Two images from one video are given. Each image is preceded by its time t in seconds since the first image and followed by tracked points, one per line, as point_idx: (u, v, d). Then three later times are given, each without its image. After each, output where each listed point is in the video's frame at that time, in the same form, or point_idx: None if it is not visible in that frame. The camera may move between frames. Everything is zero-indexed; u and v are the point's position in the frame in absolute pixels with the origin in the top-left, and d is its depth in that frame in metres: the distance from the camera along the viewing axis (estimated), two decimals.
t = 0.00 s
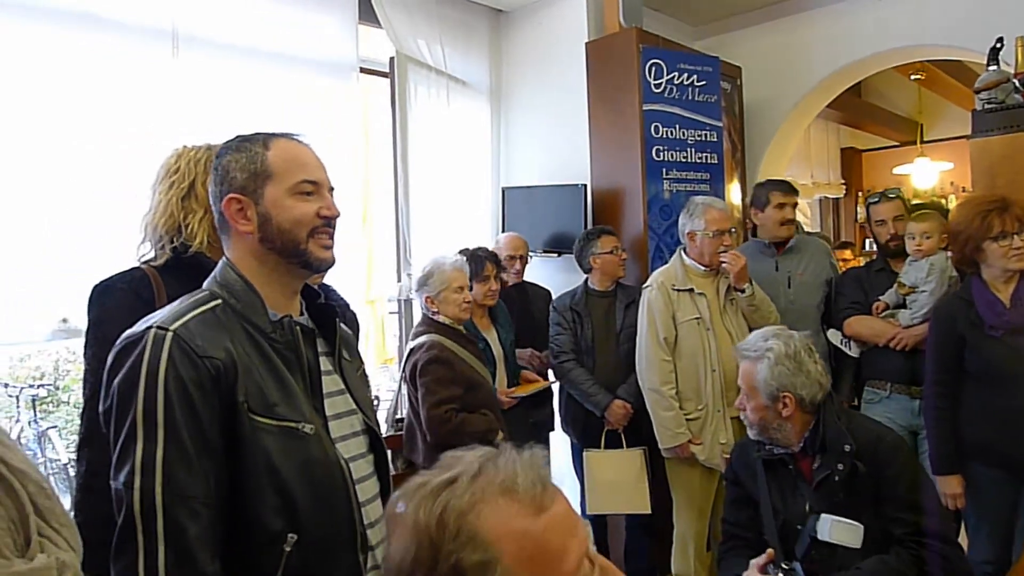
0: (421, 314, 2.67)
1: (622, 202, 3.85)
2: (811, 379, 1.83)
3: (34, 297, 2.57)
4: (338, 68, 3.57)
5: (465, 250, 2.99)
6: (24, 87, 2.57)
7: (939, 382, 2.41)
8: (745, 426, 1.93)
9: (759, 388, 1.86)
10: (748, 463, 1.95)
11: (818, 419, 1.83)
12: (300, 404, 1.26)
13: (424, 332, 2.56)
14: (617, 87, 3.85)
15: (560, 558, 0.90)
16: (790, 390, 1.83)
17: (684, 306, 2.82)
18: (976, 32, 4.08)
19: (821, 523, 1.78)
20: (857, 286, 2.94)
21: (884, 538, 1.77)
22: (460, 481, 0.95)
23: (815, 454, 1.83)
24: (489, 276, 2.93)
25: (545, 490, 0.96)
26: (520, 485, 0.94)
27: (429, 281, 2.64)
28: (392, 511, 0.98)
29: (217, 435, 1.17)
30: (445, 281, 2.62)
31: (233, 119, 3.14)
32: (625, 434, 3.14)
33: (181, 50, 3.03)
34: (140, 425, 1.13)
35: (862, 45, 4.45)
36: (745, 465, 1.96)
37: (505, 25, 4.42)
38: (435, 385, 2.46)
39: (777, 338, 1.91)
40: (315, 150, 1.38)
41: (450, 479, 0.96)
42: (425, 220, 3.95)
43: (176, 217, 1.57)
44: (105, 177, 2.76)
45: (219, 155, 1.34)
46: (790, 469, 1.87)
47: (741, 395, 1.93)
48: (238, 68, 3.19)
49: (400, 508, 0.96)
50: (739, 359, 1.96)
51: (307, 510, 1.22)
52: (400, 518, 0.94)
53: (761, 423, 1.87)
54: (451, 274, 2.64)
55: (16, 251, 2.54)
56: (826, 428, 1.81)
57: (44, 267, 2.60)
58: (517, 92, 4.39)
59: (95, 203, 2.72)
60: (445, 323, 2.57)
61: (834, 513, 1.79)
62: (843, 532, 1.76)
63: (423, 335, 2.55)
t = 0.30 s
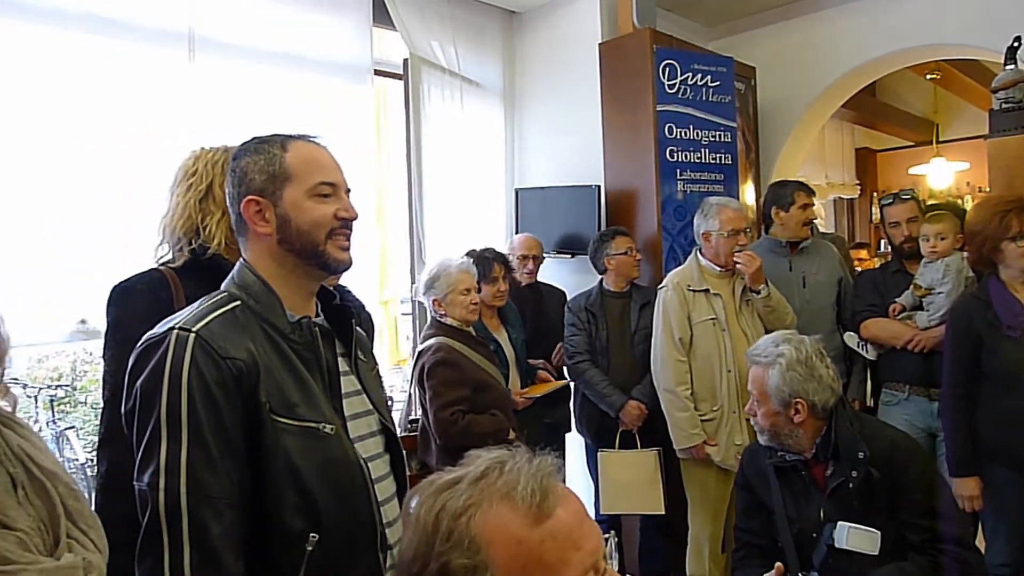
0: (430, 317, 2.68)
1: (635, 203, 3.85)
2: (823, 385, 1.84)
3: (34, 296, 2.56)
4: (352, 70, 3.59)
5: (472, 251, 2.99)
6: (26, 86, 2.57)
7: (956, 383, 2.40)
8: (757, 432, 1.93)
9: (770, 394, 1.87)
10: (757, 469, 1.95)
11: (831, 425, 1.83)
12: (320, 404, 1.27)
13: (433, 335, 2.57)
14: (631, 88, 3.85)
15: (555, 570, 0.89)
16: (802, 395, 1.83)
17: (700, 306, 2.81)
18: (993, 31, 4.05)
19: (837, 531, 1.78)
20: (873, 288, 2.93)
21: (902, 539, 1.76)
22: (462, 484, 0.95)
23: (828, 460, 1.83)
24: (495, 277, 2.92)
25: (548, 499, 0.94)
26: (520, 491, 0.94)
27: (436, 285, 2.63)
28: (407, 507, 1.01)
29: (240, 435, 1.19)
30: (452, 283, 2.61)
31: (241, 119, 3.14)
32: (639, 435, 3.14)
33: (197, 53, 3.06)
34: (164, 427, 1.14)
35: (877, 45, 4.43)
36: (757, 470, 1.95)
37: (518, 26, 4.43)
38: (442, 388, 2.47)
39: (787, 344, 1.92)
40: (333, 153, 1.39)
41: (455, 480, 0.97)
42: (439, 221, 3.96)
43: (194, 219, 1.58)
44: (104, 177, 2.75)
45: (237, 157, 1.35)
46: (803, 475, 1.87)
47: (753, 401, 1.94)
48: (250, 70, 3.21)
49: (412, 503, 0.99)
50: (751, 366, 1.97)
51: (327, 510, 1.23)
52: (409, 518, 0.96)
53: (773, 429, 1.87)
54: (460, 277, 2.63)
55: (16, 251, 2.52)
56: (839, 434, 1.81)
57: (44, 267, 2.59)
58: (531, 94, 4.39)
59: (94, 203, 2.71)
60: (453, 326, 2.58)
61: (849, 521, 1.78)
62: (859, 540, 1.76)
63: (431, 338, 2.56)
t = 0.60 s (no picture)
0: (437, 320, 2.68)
1: (646, 205, 3.85)
2: (830, 391, 1.82)
3: (34, 296, 2.56)
4: (362, 71, 3.60)
5: (486, 254, 2.99)
6: (26, 86, 2.56)
7: (970, 386, 2.39)
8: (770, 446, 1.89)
9: (779, 406, 1.83)
10: (767, 477, 1.93)
11: (842, 432, 1.82)
12: (332, 405, 1.27)
13: (440, 338, 2.58)
14: (642, 88, 3.84)
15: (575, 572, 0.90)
16: (813, 405, 1.80)
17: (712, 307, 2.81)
18: (1008, 32, 4.02)
19: (852, 533, 1.77)
20: (887, 291, 2.92)
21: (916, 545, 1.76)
22: (480, 488, 0.95)
23: (841, 467, 1.82)
24: (511, 280, 2.92)
25: (566, 501, 0.94)
26: (539, 494, 0.94)
27: (443, 288, 2.64)
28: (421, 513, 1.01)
29: (252, 435, 1.19)
30: (459, 287, 2.62)
31: (247, 119, 3.13)
32: (649, 437, 3.13)
33: (209, 55, 3.07)
34: (177, 427, 1.15)
35: (890, 45, 4.40)
36: (765, 477, 1.94)
37: (529, 28, 4.43)
38: (448, 391, 2.47)
39: (789, 355, 1.89)
40: (345, 154, 1.39)
41: (473, 484, 0.97)
42: (449, 222, 3.97)
43: (207, 220, 1.59)
44: (104, 177, 2.73)
45: (249, 158, 1.36)
46: (815, 483, 1.86)
47: (759, 414, 1.90)
48: (258, 70, 3.21)
49: (427, 508, 0.99)
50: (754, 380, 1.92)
51: (340, 510, 1.24)
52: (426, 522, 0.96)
53: (787, 442, 1.83)
54: (465, 280, 2.63)
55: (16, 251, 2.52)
56: (851, 441, 1.80)
57: (44, 266, 2.59)
58: (542, 95, 4.40)
59: (95, 203, 2.70)
60: (460, 329, 2.58)
61: (864, 523, 1.77)
62: (874, 542, 1.74)
63: (437, 342, 2.57)
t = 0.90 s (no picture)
0: (438, 321, 2.68)
1: (650, 205, 3.84)
2: (840, 392, 1.82)
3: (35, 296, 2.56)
4: (366, 71, 3.60)
5: (494, 257, 2.98)
6: (25, 86, 2.56)
7: (976, 387, 2.38)
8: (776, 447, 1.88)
9: (788, 409, 1.82)
10: (774, 478, 1.93)
11: (850, 434, 1.81)
12: (336, 405, 1.28)
13: (442, 338, 2.58)
14: (646, 88, 3.84)
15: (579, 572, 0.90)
16: (823, 408, 1.80)
17: (715, 308, 2.80)
18: (1014, 31, 4.00)
19: (858, 530, 1.75)
20: (890, 291, 2.91)
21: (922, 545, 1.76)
22: (484, 489, 0.95)
23: (848, 469, 1.81)
24: (518, 280, 2.91)
25: (571, 501, 0.94)
26: (543, 494, 0.93)
27: (443, 289, 2.63)
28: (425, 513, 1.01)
29: (255, 436, 1.19)
30: (458, 288, 2.61)
31: (248, 119, 3.13)
32: (652, 437, 3.13)
33: (213, 56, 3.08)
34: (180, 427, 1.15)
35: (895, 45, 4.39)
36: (772, 478, 1.93)
37: (533, 28, 4.43)
38: (451, 392, 2.47)
39: (798, 357, 1.88)
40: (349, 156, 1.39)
41: (477, 485, 0.96)
42: (453, 222, 3.97)
43: (212, 221, 1.59)
44: (104, 177, 2.73)
45: (252, 159, 1.36)
46: (821, 484, 1.86)
47: (766, 417, 1.89)
48: (262, 70, 3.21)
49: (431, 508, 0.98)
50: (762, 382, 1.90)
51: (343, 510, 1.24)
52: (430, 522, 0.96)
53: (796, 445, 1.83)
54: (466, 281, 2.63)
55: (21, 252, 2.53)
56: (859, 443, 1.79)
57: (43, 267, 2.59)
58: (546, 96, 4.39)
59: (95, 203, 2.69)
60: (460, 330, 2.58)
61: (869, 519, 1.75)
62: (881, 538, 1.72)
63: (439, 343, 2.57)
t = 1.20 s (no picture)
0: (440, 322, 2.69)
1: (653, 205, 3.85)
2: (843, 392, 1.82)
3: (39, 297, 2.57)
4: (368, 71, 3.60)
5: (499, 257, 2.98)
6: (25, 86, 2.56)
7: (980, 388, 2.37)
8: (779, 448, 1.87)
9: (791, 409, 1.82)
10: (777, 479, 1.93)
11: (854, 434, 1.81)
12: (340, 405, 1.28)
13: (445, 339, 2.59)
14: (650, 89, 3.84)
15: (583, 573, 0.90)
16: (828, 408, 1.80)
17: (718, 308, 2.81)
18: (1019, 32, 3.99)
19: (865, 529, 1.75)
20: (891, 294, 2.90)
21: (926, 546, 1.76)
22: (487, 489, 0.95)
23: (852, 469, 1.81)
24: (525, 281, 2.91)
25: (574, 502, 0.95)
26: (547, 495, 0.94)
27: (445, 290, 2.64)
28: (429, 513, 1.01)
29: (259, 435, 1.20)
30: (461, 290, 2.62)
31: (248, 119, 3.12)
32: (655, 437, 3.13)
33: (217, 57, 3.08)
34: (185, 427, 1.16)
35: (899, 45, 4.38)
36: (775, 478, 1.93)
37: (536, 29, 4.44)
38: (454, 393, 2.48)
39: (802, 358, 1.88)
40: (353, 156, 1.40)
41: (481, 485, 0.97)
42: (456, 223, 3.97)
43: (218, 222, 1.60)
44: (103, 177, 2.73)
45: (257, 161, 1.36)
46: (825, 485, 1.86)
47: (769, 418, 1.88)
48: (264, 71, 3.22)
49: (435, 509, 0.99)
50: (766, 383, 1.89)
51: (348, 511, 1.24)
52: (434, 522, 0.97)
53: (801, 445, 1.82)
54: (467, 283, 2.64)
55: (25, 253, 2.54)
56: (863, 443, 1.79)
57: (43, 267, 2.58)
58: (549, 96, 4.40)
59: (94, 203, 2.70)
60: (462, 332, 2.59)
61: (876, 519, 1.76)
62: (889, 537, 1.72)
63: (442, 344, 2.57)
